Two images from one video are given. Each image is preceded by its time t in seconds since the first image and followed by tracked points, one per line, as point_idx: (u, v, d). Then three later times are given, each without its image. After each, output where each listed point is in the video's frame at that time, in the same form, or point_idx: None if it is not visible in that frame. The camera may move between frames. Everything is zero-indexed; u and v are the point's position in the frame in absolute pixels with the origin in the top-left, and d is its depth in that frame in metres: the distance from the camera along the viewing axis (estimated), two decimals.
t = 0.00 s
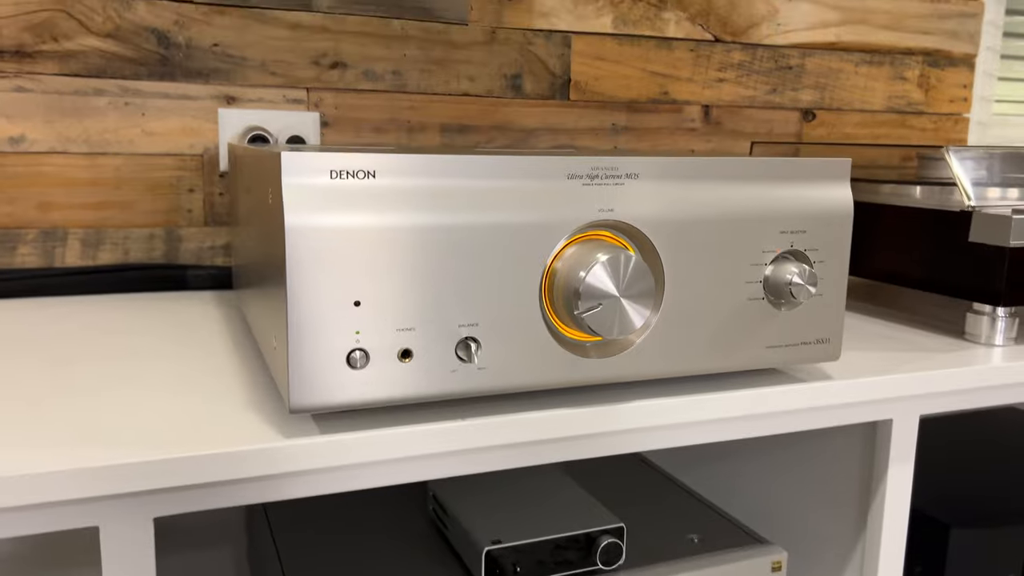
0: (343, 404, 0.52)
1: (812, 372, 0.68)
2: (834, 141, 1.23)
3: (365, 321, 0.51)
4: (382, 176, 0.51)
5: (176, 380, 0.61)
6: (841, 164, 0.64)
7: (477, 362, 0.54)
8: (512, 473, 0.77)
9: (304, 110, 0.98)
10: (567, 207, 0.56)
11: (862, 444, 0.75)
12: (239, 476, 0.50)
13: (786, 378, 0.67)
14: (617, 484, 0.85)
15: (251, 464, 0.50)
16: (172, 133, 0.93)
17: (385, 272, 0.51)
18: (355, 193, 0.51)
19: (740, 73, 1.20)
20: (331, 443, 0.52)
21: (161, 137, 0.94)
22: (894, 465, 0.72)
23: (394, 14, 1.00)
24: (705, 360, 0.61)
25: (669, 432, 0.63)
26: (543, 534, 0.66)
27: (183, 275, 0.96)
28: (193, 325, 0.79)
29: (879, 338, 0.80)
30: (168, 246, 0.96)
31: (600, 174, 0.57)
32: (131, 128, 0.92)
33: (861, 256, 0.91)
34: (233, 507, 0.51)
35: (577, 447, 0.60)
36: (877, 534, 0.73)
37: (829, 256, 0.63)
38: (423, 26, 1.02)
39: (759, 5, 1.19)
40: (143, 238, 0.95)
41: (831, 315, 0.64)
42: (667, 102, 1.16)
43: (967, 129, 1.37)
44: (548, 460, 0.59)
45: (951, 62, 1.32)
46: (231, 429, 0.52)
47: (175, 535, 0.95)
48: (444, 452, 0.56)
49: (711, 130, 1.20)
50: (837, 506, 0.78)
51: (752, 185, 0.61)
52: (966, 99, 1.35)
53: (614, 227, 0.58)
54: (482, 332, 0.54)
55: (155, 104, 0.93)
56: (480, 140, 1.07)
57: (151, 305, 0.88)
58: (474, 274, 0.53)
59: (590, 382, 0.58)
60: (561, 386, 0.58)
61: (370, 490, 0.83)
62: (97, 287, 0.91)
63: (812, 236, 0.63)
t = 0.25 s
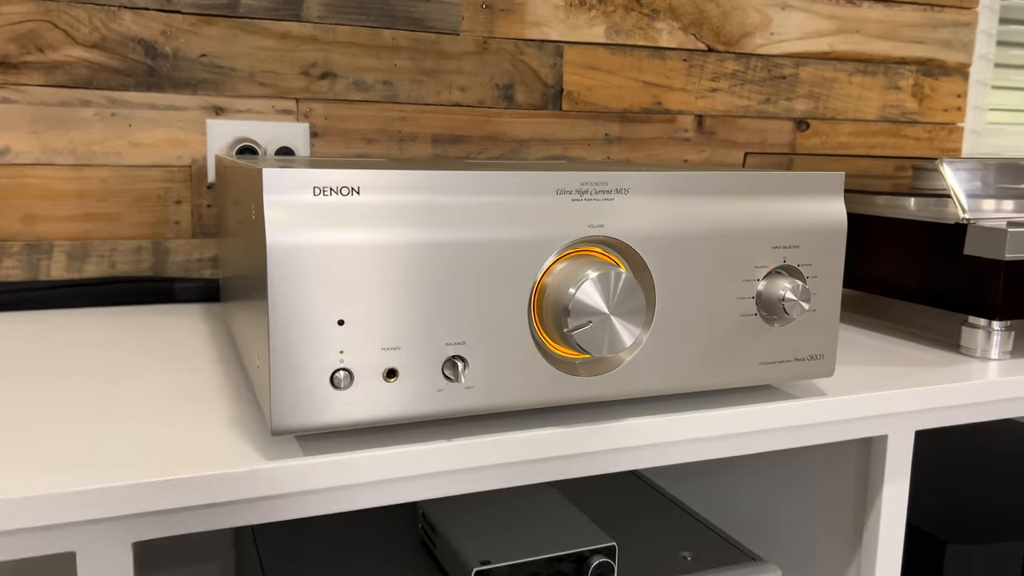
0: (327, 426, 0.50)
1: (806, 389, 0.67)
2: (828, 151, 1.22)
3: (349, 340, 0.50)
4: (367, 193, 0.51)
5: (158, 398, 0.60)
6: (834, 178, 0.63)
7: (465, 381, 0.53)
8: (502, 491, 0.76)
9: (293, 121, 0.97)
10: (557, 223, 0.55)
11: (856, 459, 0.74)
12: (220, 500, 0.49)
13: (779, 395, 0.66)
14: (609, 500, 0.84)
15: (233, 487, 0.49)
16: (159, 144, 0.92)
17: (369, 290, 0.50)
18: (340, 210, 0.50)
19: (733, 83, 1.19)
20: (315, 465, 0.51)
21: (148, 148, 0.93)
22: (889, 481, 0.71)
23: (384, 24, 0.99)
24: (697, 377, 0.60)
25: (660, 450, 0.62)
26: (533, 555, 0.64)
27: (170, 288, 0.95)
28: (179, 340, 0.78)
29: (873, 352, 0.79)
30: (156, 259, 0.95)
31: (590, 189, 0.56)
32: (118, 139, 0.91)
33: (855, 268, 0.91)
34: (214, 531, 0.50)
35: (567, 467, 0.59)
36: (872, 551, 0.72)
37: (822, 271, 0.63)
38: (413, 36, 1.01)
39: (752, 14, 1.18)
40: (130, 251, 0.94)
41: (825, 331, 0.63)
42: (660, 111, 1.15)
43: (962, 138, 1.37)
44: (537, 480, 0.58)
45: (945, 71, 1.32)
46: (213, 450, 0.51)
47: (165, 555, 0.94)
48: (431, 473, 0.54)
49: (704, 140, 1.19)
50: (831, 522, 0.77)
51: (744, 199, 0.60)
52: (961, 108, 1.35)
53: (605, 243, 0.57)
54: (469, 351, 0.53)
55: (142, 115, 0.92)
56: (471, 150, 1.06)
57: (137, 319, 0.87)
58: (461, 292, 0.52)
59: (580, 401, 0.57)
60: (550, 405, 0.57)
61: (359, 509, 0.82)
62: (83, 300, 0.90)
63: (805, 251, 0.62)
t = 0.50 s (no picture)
0: (312, 440, 0.49)
1: (803, 399, 0.66)
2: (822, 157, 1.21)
3: (336, 352, 0.49)
4: (354, 201, 0.49)
5: (140, 412, 0.59)
6: (831, 185, 0.62)
7: (454, 394, 0.52)
8: (495, 504, 0.74)
9: (282, 127, 0.96)
10: (548, 231, 0.54)
11: (853, 470, 0.72)
12: (202, 518, 0.47)
13: (775, 406, 0.64)
14: (603, 512, 0.83)
15: (215, 505, 0.47)
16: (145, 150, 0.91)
17: (356, 301, 0.49)
18: (325, 219, 0.48)
19: (727, 88, 1.18)
20: (300, 481, 0.50)
21: (134, 154, 0.91)
22: (887, 492, 0.70)
23: (374, 28, 0.98)
24: (693, 388, 0.59)
25: (655, 463, 0.60)
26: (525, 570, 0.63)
27: (156, 296, 0.93)
28: (164, 351, 0.77)
29: (869, 361, 0.78)
30: (142, 267, 0.93)
31: (582, 197, 0.55)
32: (103, 145, 0.90)
33: (851, 276, 0.90)
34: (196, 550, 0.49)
35: (560, 480, 0.57)
36: (869, 564, 0.71)
37: (819, 280, 0.61)
38: (404, 41, 0.99)
39: (745, 19, 1.17)
40: (115, 258, 0.92)
41: (822, 340, 0.62)
42: (653, 117, 1.14)
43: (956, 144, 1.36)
44: (529, 494, 0.57)
45: (939, 76, 1.31)
46: (195, 466, 0.50)
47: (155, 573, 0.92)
48: (420, 488, 0.53)
49: (698, 146, 1.18)
50: (827, 534, 0.76)
51: (740, 207, 0.59)
52: (955, 114, 1.34)
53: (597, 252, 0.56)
54: (459, 363, 0.52)
55: (128, 121, 0.90)
56: (463, 156, 1.05)
57: (122, 328, 0.85)
58: (450, 302, 0.51)
59: (572, 413, 0.56)
60: (542, 417, 0.55)
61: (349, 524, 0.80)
62: (67, 309, 0.89)
63: (801, 259, 0.61)
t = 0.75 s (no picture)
0: (309, 453, 0.47)
1: (810, 407, 0.65)
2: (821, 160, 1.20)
3: (334, 361, 0.47)
4: (352, 205, 0.48)
5: (130, 422, 0.57)
6: (838, 189, 0.61)
7: (456, 404, 0.50)
8: (495, 516, 0.73)
9: (275, 129, 0.94)
10: (552, 236, 0.52)
11: (859, 479, 0.71)
12: (194, 534, 0.46)
13: (781, 414, 0.63)
14: (604, 522, 0.82)
15: (209, 520, 0.46)
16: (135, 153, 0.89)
17: (354, 308, 0.47)
18: (323, 223, 0.47)
19: (725, 91, 1.17)
20: (297, 495, 0.48)
21: (124, 157, 0.89)
22: (894, 501, 0.68)
23: (369, 30, 0.96)
24: (699, 396, 0.57)
25: (660, 473, 0.59)
26: None
27: (146, 302, 0.90)
28: (154, 359, 0.75)
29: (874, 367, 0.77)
30: (132, 272, 0.91)
31: (587, 201, 0.53)
32: (92, 148, 0.88)
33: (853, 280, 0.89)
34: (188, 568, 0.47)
35: (564, 492, 0.56)
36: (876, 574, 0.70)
37: (827, 285, 0.60)
38: (399, 43, 0.98)
39: (743, 22, 1.16)
40: (104, 264, 0.90)
41: (830, 347, 0.61)
42: (651, 120, 1.13)
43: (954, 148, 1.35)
44: (532, 506, 0.55)
45: (936, 79, 1.31)
46: (187, 480, 0.48)
47: None
48: (421, 501, 0.51)
49: (696, 149, 1.17)
50: (832, 544, 0.75)
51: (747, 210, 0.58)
52: (953, 117, 1.33)
53: (602, 256, 0.54)
54: (461, 372, 0.50)
55: (117, 123, 0.88)
56: (459, 160, 1.03)
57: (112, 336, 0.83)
58: (452, 308, 0.49)
59: (577, 423, 0.54)
60: (546, 427, 0.54)
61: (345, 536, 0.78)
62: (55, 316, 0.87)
63: (809, 264, 0.59)
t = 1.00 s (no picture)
0: (316, 464, 0.45)
1: (825, 414, 0.63)
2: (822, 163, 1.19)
3: (342, 368, 0.45)
4: (362, 207, 0.46)
5: (127, 433, 0.55)
6: (855, 191, 0.59)
7: (468, 413, 0.49)
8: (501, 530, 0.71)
9: (272, 131, 0.93)
10: (566, 239, 0.51)
11: (873, 487, 0.70)
12: (196, 550, 0.44)
13: (796, 421, 0.62)
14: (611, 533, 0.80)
15: (211, 536, 0.44)
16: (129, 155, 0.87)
17: (363, 313, 0.45)
18: (331, 225, 0.45)
19: (726, 93, 1.16)
20: (303, 508, 0.46)
21: (117, 159, 0.87)
22: (909, 508, 0.67)
23: (368, 30, 0.95)
24: (715, 403, 0.56)
25: (675, 483, 0.57)
26: None
27: (139, 308, 0.89)
28: (149, 366, 0.73)
29: (885, 373, 0.76)
30: (124, 277, 0.89)
31: (601, 202, 0.52)
32: (84, 150, 0.86)
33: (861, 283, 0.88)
34: None
35: (577, 502, 0.54)
36: None
37: (844, 289, 0.59)
38: (398, 43, 0.96)
39: (744, 23, 1.15)
40: (96, 268, 0.88)
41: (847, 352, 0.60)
42: (652, 122, 1.12)
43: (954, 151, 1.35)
44: (544, 517, 0.53)
45: (936, 82, 1.30)
46: (188, 493, 0.46)
47: None
48: (430, 513, 0.50)
49: (697, 152, 1.16)
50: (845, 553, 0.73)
51: (763, 212, 0.56)
52: (953, 120, 1.33)
53: (616, 260, 0.53)
54: (473, 379, 0.48)
55: (110, 124, 0.86)
56: (459, 162, 1.02)
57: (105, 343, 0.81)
58: (464, 313, 0.48)
59: (591, 431, 0.53)
60: (560, 436, 0.52)
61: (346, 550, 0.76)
62: (45, 322, 0.84)
63: (826, 267, 0.58)
